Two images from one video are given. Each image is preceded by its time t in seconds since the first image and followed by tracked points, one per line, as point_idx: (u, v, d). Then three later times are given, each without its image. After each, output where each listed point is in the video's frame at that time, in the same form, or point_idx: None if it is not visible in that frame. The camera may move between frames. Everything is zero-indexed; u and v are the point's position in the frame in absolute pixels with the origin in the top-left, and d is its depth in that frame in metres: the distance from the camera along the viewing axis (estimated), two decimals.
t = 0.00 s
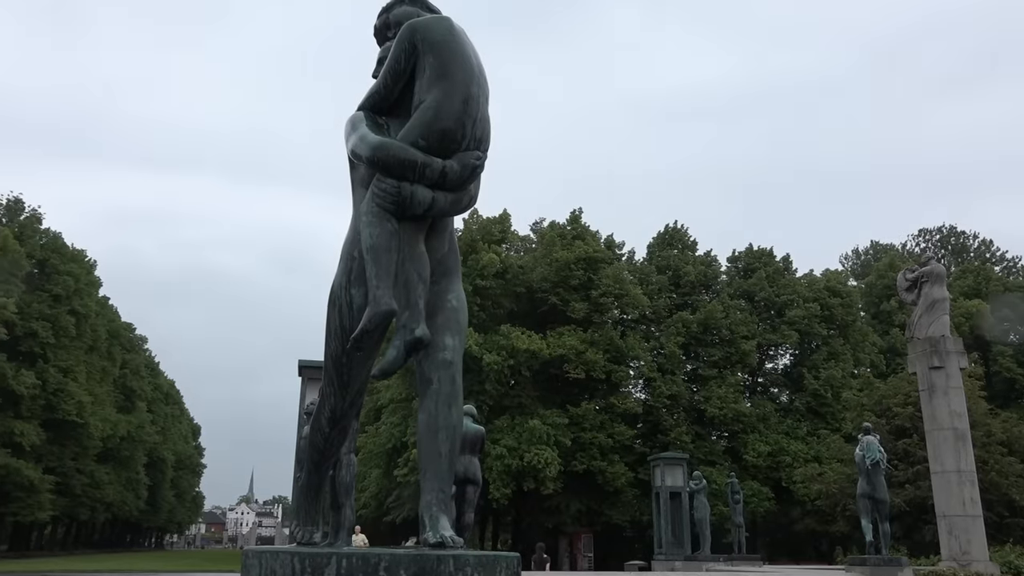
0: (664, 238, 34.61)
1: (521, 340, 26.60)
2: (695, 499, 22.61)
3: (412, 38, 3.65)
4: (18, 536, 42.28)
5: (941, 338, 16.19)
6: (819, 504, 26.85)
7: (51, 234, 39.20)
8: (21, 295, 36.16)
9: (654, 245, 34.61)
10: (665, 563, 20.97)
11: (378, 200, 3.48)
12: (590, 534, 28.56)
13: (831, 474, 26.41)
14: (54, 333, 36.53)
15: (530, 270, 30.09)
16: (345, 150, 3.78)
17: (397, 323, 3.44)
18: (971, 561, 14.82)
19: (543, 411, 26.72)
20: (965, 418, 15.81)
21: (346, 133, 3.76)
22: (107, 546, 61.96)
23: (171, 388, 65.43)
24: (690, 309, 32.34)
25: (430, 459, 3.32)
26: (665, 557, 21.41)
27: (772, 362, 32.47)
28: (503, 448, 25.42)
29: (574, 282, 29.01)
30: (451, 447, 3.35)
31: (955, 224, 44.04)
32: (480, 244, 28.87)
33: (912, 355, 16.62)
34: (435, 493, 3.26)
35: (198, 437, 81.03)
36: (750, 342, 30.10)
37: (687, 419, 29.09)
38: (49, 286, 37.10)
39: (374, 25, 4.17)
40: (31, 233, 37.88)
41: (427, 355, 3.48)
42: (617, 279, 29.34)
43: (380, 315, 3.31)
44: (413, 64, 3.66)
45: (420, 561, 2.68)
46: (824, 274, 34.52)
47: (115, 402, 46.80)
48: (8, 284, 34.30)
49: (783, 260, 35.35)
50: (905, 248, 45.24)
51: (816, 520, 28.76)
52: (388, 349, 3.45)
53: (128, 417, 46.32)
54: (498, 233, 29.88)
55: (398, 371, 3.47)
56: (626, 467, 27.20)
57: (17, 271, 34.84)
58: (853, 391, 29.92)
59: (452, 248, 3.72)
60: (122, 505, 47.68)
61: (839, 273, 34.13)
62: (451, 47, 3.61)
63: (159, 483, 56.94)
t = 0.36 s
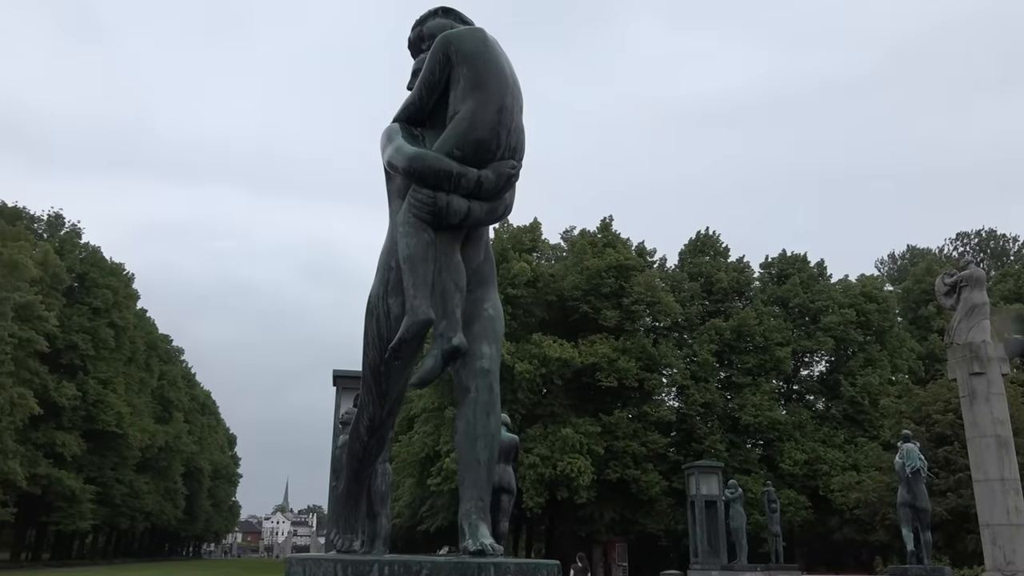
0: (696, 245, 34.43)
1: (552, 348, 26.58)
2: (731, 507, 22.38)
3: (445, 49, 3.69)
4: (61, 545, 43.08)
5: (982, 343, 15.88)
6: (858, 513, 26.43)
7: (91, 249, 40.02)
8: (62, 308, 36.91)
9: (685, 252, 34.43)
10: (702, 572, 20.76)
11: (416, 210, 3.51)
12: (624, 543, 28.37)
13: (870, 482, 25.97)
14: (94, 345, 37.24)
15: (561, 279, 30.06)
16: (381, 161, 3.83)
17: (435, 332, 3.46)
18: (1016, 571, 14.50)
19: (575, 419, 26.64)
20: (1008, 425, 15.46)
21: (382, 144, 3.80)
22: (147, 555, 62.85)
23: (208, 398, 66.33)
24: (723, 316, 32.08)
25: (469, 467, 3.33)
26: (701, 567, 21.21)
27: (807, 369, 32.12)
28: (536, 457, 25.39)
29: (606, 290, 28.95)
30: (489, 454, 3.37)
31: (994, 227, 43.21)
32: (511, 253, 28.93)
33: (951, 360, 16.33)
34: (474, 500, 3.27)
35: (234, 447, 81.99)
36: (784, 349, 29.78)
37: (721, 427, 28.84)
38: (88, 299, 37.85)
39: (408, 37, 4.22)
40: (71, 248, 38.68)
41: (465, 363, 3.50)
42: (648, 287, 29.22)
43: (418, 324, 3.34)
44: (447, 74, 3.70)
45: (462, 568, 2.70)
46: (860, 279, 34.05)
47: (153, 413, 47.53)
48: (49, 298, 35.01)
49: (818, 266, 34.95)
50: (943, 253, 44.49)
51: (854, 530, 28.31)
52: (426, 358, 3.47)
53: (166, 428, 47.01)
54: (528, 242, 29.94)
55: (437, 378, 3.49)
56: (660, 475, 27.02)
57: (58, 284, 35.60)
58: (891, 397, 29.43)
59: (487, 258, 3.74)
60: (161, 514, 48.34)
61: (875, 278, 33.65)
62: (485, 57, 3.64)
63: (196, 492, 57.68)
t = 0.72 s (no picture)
0: (730, 231, 34.09)
1: (586, 337, 26.54)
2: (770, 495, 22.20)
3: (479, 39, 3.69)
4: (107, 535, 44.10)
5: None
6: (899, 501, 26.07)
7: (131, 245, 40.75)
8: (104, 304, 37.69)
9: (719, 240, 34.12)
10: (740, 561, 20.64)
11: (452, 199, 3.53)
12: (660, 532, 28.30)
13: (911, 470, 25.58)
14: (135, 339, 37.99)
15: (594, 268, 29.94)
16: (417, 151, 3.85)
17: (473, 320, 3.48)
18: None
19: (610, 408, 26.58)
20: None
21: (418, 134, 3.82)
22: (190, 545, 64.12)
23: (246, 390, 67.33)
24: (759, 303, 31.76)
25: (510, 454, 3.35)
26: (740, 555, 21.07)
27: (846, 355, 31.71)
28: (572, 446, 25.40)
29: (639, 278, 28.81)
30: (530, 442, 3.38)
31: None
32: (543, 243, 28.89)
33: (995, 345, 15.95)
34: (516, 487, 3.29)
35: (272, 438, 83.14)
36: (822, 335, 29.42)
37: (758, 415, 28.61)
38: (129, 295, 38.60)
39: (442, 28, 4.23)
40: (111, 244, 39.43)
41: (504, 351, 3.51)
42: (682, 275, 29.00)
43: (456, 313, 3.36)
44: (481, 64, 3.70)
45: (505, 554, 2.72)
46: (898, 264, 33.47)
47: (194, 406, 48.36)
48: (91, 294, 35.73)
49: (855, 251, 34.43)
50: (985, 236, 43.54)
51: (895, 518, 27.92)
52: (465, 346, 3.49)
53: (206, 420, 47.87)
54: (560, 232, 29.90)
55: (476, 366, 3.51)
56: (696, 463, 26.88)
57: (100, 281, 36.34)
58: (932, 383, 28.93)
59: (524, 246, 3.75)
60: (203, 504, 49.26)
61: (915, 263, 33.06)
62: (519, 45, 3.64)
63: (237, 483, 58.67)
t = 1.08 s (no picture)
0: (760, 204, 33.70)
1: (616, 313, 26.47)
2: (802, 468, 22.09)
3: (507, 10, 3.66)
4: (148, 512, 45.12)
5: None
6: (935, 474, 25.81)
7: (163, 227, 41.25)
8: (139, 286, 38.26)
9: (750, 212, 33.76)
10: (773, 534, 20.61)
11: (483, 173, 3.51)
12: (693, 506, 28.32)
13: (947, 442, 25.30)
14: (170, 320, 38.60)
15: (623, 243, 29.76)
16: (446, 125, 3.83)
17: (505, 294, 3.47)
18: None
19: (640, 383, 26.56)
20: None
21: (447, 109, 3.80)
22: (228, 520, 65.41)
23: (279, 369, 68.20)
24: (790, 276, 31.42)
25: (544, 427, 3.36)
26: (773, 529, 21.04)
27: (879, 328, 31.32)
28: (602, 422, 25.42)
29: (668, 253, 28.61)
30: (564, 415, 3.39)
31: None
32: (572, 219, 28.78)
33: None
34: (550, 460, 3.30)
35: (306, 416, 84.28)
36: (855, 308, 29.08)
37: (790, 389, 28.43)
38: (163, 276, 39.19)
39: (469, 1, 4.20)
40: (144, 227, 39.95)
41: (537, 324, 3.51)
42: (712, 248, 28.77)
43: (488, 287, 3.37)
44: (510, 35, 3.67)
45: (542, 525, 2.73)
46: (934, 234, 32.89)
47: (229, 384, 49.12)
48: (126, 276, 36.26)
49: (889, 222, 33.89)
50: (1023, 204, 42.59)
51: (931, 491, 27.67)
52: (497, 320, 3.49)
53: (240, 398, 48.63)
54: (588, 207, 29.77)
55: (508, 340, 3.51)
56: (728, 438, 26.81)
57: (134, 263, 36.92)
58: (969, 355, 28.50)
59: (555, 219, 3.74)
60: (240, 481, 50.18)
61: (950, 233, 32.47)
62: (548, 16, 3.61)
63: (272, 461, 59.65)
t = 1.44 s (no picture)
0: (788, 182, 33.33)
1: (643, 295, 26.37)
2: (835, 448, 21.94)
3: None
4: (185, 498, 45.94)
5: None
6: (969, 452, 25.51)
7: (192, 217, 41.69)
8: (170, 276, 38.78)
9: (778, 191, 33.40)
10: (806, 515, 20.50)
11: (511, 155, 3.50)
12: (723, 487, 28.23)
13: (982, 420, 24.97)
14: (202, 309, 39.09)
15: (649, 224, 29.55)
16: (474, 107, 3.83)
17: (535, 276, 3.47)
18: None
19: (669, 365, 26.48)
20: None
21: (474, 91, 3.79)
22: (263, 505, 66.41)
23: (309, 356, 68.90)
24: (820, 255, 31.08)
25: (576, 409, 3.36)
26: (805, 509, 20.93)
27: (911, 306, 30.92)
28: (631, 404, 25.41)
29: (695, 234, 28.39)
30: (596, 397, 3.39)
31: None
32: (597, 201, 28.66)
33: None
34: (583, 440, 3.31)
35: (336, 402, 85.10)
36: (886, 286, 28.72)
37: (820, 368, 28.20)
38: (193, 266, 39.68)
39: None
40: (174, 218, 40.42)
41: (567, 305, 3.51)
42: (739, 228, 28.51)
43: (518, 269, 3.37)
44: (536, 16, 3.65)
45: (576, 504, 2.74)
46: (966, 209, 32.33)
47: (260, 372, 49.73)
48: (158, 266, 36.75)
49: (920, 198, 33.36)
50: None
51: (966, 469, 27.34)
52: (528, 302, 3.49)
53: (272, 385, 49.24)
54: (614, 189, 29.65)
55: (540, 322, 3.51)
56: (758, 418, 26.67)
57: (165, 253, 37.41)
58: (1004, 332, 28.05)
59: (584, 201, 3.72)
60: (274, 466, 50.89)
61: (984, 207, 31.91)
62: None
63: (304, 446, 60.40)
